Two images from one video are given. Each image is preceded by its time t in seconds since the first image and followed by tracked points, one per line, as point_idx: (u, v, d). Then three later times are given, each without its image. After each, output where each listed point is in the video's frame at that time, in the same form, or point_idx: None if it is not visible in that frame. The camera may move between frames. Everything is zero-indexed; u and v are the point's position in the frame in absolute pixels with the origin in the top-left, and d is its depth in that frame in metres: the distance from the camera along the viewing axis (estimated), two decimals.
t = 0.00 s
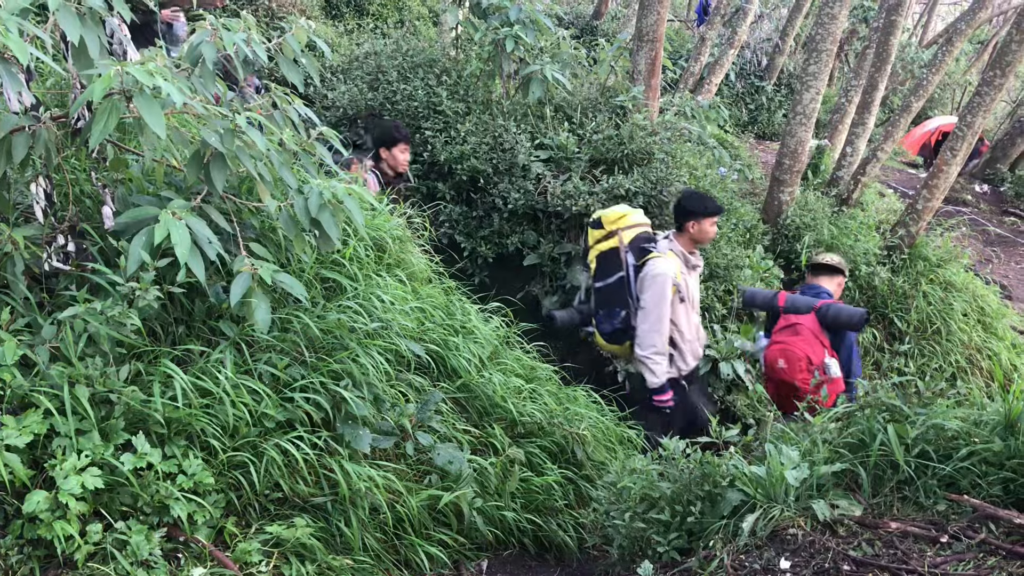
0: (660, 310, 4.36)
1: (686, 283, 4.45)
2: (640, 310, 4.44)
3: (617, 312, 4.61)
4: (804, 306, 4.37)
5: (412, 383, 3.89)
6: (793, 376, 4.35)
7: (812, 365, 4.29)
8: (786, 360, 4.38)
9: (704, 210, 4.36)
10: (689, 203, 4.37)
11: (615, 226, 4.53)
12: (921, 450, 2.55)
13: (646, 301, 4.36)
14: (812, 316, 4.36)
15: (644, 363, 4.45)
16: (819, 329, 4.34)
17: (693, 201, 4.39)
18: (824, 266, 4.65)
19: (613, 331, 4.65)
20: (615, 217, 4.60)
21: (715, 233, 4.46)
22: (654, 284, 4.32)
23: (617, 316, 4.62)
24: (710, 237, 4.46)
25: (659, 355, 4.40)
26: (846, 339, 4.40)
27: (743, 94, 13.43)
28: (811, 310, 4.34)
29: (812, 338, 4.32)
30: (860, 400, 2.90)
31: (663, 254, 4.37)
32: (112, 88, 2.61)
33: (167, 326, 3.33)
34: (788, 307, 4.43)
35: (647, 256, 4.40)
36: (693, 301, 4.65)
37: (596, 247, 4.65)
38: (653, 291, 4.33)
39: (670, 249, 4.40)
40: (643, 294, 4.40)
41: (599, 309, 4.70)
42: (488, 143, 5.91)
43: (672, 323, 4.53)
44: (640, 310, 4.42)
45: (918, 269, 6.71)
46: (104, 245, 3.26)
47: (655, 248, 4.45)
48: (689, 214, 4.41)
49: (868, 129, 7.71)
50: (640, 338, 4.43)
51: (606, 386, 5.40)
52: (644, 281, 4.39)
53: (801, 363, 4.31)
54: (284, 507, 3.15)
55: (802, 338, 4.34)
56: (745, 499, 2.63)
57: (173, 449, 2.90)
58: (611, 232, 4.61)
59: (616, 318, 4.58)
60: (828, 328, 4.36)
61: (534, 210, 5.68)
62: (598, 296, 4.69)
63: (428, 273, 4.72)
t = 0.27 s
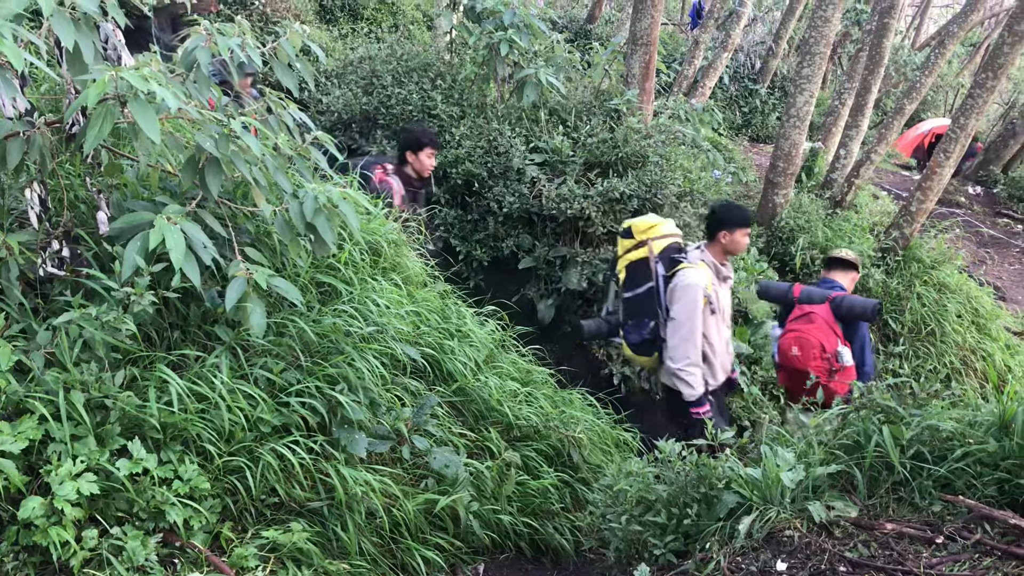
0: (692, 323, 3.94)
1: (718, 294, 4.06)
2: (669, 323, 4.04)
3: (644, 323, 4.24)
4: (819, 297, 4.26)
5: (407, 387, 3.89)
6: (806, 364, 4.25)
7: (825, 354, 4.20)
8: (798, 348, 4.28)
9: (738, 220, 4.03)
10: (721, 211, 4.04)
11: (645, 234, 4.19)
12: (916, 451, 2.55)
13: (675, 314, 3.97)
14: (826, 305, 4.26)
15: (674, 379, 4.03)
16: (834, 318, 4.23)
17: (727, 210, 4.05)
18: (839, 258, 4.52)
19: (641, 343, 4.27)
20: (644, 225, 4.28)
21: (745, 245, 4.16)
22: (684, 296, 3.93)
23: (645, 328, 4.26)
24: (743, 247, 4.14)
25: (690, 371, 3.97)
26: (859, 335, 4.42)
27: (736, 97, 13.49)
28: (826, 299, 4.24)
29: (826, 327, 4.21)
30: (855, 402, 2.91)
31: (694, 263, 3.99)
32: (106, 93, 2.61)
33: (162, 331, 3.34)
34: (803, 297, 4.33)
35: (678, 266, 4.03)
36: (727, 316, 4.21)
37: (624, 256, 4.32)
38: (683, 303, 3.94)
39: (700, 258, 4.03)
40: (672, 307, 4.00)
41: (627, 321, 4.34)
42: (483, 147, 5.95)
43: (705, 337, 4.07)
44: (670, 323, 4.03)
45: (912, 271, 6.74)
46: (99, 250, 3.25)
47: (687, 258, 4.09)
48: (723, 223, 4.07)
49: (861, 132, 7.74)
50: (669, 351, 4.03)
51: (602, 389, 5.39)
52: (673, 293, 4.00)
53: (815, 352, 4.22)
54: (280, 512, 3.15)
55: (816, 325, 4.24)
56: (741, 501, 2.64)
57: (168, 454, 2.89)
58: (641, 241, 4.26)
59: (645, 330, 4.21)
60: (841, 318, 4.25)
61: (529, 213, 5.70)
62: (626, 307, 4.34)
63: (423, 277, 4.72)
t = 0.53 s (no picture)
0: (731, 336, 3.88)
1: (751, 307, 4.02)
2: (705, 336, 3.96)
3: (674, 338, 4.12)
4: (833, 310, 4.33)
5: (399, 391, 3.88)
6: (821, 376, 4.27)
7: (840, 366, 4.21)
8: (813, 360, 4.30)
9: (775, 234, 4.08)
10: (761, 225, 4.07)
11: (673, 247, 4.11)
12: (907, 452, 2.56)
13: (714, 326, 3.89)
14: (839, 319, 4.32)
15: (711, 394, 3.93)
16: (847, 331, 4.28)
17: (764, 224, 4.09)
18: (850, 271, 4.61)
19: (672, 358, 4.15)
20: (670, 238, 4.20)
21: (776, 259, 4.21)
22: (724, 308, 3.86)
23: (675, 342, 4.13)
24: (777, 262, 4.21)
25: (727, 385, 3.90)
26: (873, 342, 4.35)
27: (726, 100, 13.56)
28: (839, 312, 4.30)
29: (841, 340, 4.24)
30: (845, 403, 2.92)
31: (731, 276, 3.93)
32: (95, 98, 2.59)
33: (152, 337, 3.31)
34: (817, 310, 4.39)
35: (713, 278, 3.95)
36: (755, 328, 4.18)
37: (650, 269, 4.20)
38: (723, 315, 3.87)
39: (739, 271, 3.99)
40: (710, 320, 3.93)
41: (653, 336, 4.21)
42: (474, 151, 5.96)
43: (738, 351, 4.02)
44: (706, 336, 3.94)
45: (901, 272, 6.78)
46: (88, 257, 3.23)
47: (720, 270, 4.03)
48: (761, 236, 4.10)
49: (850, 134, 7.79)
50: (706, 365, 3.93)
51: (593, 392, 5.48)
52: (710, 306, 3.93)
53: (830, 364, 4.22)
54: (272, 518, 3.14)
55: (830, 338, 4.28)
56: (734, 503, 2.65)
57: (160, 461, 2.87)
58: (667, 253, 4.17)
59: (676, 344, 4.10)
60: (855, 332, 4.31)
61: (520, 217, 5.70)
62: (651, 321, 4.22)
63: (415, 281, 4.71)
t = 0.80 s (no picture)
0: (769, 337, 3.85)
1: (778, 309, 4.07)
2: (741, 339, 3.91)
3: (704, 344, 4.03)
4: (837, 300, 4.41)
5: (389, 395, 3.87)
6: (822, 364, 4.31)
7: (841, 354, 4.26)
8: (814, 348, 4.33)
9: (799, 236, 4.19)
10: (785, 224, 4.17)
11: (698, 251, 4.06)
12: (896, 452, 2.58)
13: (751, 328, 3.86)
14: (841, 309, 4.39)
15: (749, 399, 3.88)
16: (848, 321, 4.35)
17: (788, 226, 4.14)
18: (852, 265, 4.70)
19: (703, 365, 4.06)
20: (689, 242, 4.16)
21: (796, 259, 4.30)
22: (761, 310, 3.85)
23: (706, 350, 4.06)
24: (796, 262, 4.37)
25: (766, 391, 3.86)
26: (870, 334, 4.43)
27: (712, 103, 13.64)
28: (842, 302, 4.39)
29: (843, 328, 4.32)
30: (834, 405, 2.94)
31: (763, 277, 3.92)
32: (81, 103, 2.57)
33: (140, 343, 3.28)
34: (819, 301, 4.47)
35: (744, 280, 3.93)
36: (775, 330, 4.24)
37: (671, 274, 4.12)
38: (759, 317, 3.85)
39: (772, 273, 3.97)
40: (745, 323, 3.89)
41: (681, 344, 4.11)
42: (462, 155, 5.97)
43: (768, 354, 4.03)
44: (742, 339, 3.89)
45: (887, 273, 6.84)
46: (75, 262, 3.20)
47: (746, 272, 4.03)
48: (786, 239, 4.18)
49: (836, 136, 7.85)
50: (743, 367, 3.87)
51: (583, 395, 5.48)
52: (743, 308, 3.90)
53: (831, 352, 4.27)
54: (262, 524, 3.12)
55: (832, 327, 4.34)
56: (724, 505, 2.66)
57: (148, 467, 2.85)
58: (689, 258, 4.11)
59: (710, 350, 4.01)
60: (856, 322, 4.39)
61: (509, 220, 5.72)
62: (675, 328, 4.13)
63: (403, 285, 4.69)
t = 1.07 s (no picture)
0: (809, 335, 3.98)
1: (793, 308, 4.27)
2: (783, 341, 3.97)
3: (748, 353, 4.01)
4: (830, 300, 4.50)
5: (377, 397, 3.85)
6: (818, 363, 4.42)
7: (836, 353, 4.38)
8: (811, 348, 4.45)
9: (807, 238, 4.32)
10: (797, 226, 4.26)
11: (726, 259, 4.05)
12: (885, 452, 2.59)
13: (794, 329, 3.96)
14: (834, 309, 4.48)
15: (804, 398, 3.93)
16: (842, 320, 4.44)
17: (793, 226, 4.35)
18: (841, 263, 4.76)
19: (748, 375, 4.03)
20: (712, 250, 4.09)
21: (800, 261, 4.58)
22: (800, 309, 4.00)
23: (749, 357, 4.03)
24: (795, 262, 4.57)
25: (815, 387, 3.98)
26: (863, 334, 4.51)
27: (698, 104, 13.71)
28: (835, 302, 4.48)
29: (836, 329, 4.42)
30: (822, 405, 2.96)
31: (789, 279, 4.10)
32: (66, 104, 2.54)
33: (126, 345, 3.25)
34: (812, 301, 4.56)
35: (773, 284, 4.08)
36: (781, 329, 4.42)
37: (701, 286, 4.06)
38: (797, 317, 3.99)
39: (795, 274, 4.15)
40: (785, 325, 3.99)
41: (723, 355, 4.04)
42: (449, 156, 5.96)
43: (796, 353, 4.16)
44: (787, 340, 3.95)
45: (873, 274, 6.90)
46: (59, 264, 3.16)
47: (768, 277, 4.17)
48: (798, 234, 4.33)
49: (821, 137, 7.91)
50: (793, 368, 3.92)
51: (571, 396, 5.47)
52: (780, 311, 4.01)
53: (826, 351, 4.39)
54: (249, 528, 3.10)
55: (826, 327, 4.44)
56: (713, 505, 2.67)
57: (134, 471, 2.83)
58: (715, 267, 4.07)
59: (755, 357, 3.99)
60: (849, 321, 4.48)
61: (497, 221, 5.73)
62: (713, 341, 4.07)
63: (391, 286, 4.67)
